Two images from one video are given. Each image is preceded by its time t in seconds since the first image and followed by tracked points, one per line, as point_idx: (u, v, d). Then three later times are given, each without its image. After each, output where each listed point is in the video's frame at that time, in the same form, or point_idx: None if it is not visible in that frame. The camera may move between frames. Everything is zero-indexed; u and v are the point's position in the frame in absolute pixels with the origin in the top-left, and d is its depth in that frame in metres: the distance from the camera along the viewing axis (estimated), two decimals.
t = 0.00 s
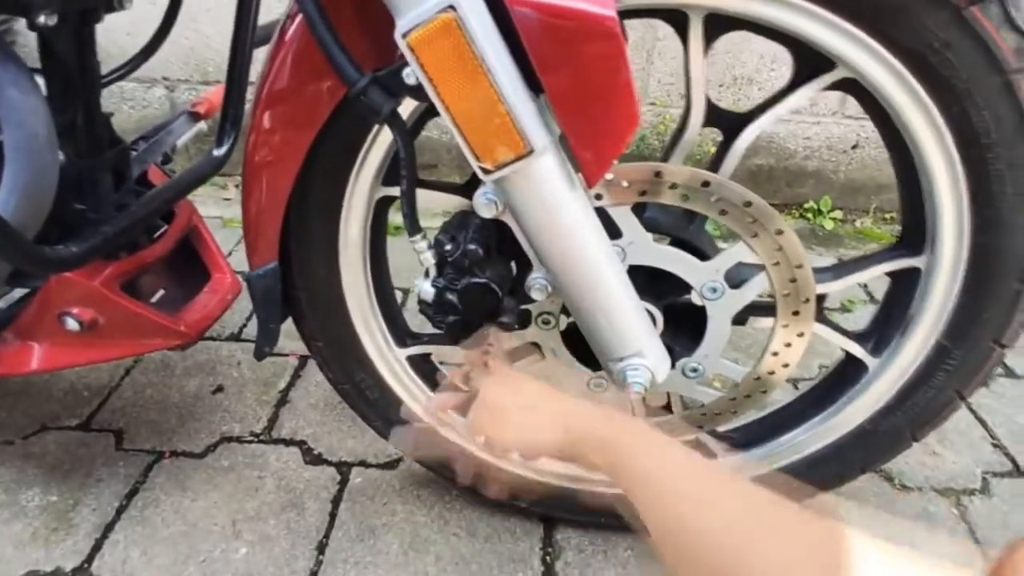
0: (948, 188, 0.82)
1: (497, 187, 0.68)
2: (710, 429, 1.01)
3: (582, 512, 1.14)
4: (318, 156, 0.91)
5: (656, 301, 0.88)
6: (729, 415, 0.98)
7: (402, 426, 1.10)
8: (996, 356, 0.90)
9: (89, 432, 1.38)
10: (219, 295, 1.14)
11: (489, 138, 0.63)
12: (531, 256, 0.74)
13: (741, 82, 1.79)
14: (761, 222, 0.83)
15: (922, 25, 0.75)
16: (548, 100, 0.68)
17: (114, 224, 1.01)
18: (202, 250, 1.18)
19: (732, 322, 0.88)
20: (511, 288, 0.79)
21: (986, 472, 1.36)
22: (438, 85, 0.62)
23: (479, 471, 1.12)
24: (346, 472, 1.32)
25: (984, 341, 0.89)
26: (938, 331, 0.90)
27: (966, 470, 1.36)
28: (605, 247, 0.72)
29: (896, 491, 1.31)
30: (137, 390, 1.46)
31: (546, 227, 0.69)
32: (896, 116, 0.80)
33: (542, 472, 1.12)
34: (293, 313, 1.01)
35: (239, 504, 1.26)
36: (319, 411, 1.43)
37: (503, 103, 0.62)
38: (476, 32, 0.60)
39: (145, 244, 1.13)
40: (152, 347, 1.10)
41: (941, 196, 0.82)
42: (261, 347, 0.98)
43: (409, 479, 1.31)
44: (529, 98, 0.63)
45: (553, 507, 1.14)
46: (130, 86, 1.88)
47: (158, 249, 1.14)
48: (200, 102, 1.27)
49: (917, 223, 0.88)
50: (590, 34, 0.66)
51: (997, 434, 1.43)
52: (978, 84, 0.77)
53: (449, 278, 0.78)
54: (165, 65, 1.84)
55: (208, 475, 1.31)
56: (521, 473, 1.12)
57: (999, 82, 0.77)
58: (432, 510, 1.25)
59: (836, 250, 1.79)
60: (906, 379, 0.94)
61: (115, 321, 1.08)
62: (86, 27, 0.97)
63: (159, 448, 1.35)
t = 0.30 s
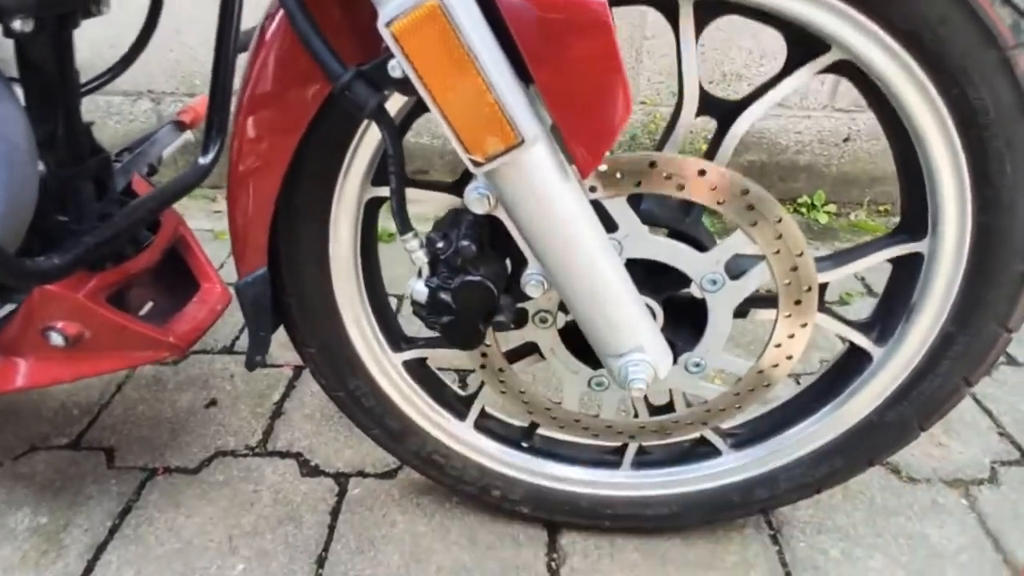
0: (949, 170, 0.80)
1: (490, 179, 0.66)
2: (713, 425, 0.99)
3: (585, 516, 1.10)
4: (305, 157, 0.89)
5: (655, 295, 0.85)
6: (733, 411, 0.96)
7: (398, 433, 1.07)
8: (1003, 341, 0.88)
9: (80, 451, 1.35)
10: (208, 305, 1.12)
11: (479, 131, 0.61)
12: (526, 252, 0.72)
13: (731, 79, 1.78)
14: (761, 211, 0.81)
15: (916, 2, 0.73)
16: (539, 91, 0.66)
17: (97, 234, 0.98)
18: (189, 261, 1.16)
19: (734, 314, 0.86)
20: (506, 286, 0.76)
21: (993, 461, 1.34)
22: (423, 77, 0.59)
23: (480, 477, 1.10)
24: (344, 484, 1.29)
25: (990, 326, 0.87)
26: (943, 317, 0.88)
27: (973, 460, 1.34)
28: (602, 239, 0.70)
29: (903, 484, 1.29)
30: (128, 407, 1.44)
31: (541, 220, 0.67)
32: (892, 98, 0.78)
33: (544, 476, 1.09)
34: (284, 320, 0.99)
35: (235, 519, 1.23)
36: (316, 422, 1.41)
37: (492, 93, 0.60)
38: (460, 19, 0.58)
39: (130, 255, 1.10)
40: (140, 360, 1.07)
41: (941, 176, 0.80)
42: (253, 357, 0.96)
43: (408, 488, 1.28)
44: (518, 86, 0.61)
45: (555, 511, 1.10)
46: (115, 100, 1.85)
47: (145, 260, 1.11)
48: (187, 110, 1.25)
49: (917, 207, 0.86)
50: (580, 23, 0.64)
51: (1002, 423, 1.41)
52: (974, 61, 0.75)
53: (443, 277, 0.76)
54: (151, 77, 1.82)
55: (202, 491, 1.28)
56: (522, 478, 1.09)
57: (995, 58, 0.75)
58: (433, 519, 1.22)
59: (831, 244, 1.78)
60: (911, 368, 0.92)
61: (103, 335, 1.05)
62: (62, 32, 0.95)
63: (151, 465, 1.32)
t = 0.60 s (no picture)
0: (920, 203, 0.81)
1: (462, 231, 0.66)
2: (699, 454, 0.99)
3: (574, 545, 1.10)
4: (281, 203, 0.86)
5: (634, 331, 0.86)
6: (715, 441, 0.97)
7: (384, 470, 1.06)
8: (980, 367, 0.89)
9: (69, 491, 1.34)
10: (191, 344, 1.12)
11: (446, 185, 0.61)
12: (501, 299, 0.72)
13: (716, 97, 1.78)
14: (733, 250, 0.82)
15: (880, 42, 0.74)
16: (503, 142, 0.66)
17: (77, 282, 0.98)
18: (171, 302, 1.15)
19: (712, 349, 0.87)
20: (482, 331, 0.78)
21: (981, 473, 1.34)
22: (388, 137, 0.60)
23: (467, 511, 1.09)
24: (334, 517, 1.28)
25: (968, 353, 0.88)
26: (919, 346, 0.89)
27: (962, 472, 1.34)
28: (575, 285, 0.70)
29: (892, 498, 1.29)
30: (116, 445, 1.43)
31: (515, 271, 0.67)
32: (862, 135, 0.79)
33: (530, 506, 1.09)
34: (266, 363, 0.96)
35: (224, 558, 1.23)
36: (306, 454, 1.39)
37: (459, 148, 0.60)
38: (422, 77, 0.58)
39: (111, 299, 1.08)
40: (124, 404, 1.07)
41: (914, 207, 0.81)
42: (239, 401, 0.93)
43: (399, 519, 1.28)
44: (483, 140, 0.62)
45: (544, 540, 1.10)
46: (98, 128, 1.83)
47: (126, 302, 1.09)
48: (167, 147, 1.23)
49: (891, 239, 0.87)
50: (542, 68, 0.65)
51: (991, 434, 1.41)
52: (939, 98, 0.76)
53: (419, 326, 0.77)
54: (136, 104, 1.81)
55: (191, 529, 1.28)
56: (511, 509, 1.09)
57: (961, 95, 0.76)
58: (425, 550, 1.22)
59: (822, 252, 1.79)
60: (891, 394, 0.93)
61: (85, 381, 1.05)
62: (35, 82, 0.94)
63: (139, 504, 1.32)
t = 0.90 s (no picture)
0: (909, 211, 0.79)
1: (438, 261, 0.63)
2: (696, 469, 0.97)
3: (572, 563, 1.06)
4: (254, 230, 0.83)
5: (622, 350, 0.84)
6: (712, 454, 0.94)
7: (375, 496, 1.03)
8: (976, 371, 0.87)
9: (51, 529, 1.30)
10: (171, 377, 1.08)
11: (420, 216, 0.60)
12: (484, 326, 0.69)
13: (698, 103, 1.77)
14: (722, 264, 0.79)
15: (862, 51, 0.72)
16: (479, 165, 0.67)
17: (44, 323, 0.97)
18: (149, 330, 1.11)
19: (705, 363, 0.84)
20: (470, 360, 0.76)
21: (980, 470, 1.32)
22: (357, 170, 0.59)
23: (463, 533, 1.06)
24: (326, 543, 1.25)
25: (963, 358, 0.86)
26: (914, 353, 0.87)
27: (961, 470, 1.31)
28: (560, 309, 0.68)
29: (892, 500, 1.26)
30: (99, 478, 1.37)
31: (497, 299, 0.65)
32: (847, 144, 0.77)
33: (526, 527, 1.06)
34: (248, 395, 0.94)
35: None
36: (295, 481, 1.34)
37: (431, 177, 0.59)
38: (390, 107, 0.57)
39: (85, 332, 1.05)
40: (101, 442, 1.04)
41: (904, 218, 0.79)
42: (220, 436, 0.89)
43: (393, 545, 1.24)
44: (458, 167, 0.61)
45: (542, 561, 1.07)
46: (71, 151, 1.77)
47: (101, 337, 1.05)
48: (138, 172, 1.19)
49: (882, 248, 0.85)
50: (512, 86, 0.65)
51: (988, 430, 1.38)
52: (925, 106, 0.74)
53: (400, 355, 0.75)
54: (109, 126, 1.75)
55: (176, 566, 1.23)
56: (507, 531, 1.06)
57: (947, 102, 0.74)
58: None
59: (810, 253, 1.77)
60: (889, 402, 0.91)
61: (59, 421, 1.01)
62: None
63: (125, 539, 1.27)
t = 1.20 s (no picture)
0: (853, 192, 0.81)
1: (386, 253, 0.66)
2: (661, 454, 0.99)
3: (548, 552, 1.08)
4: (206, 231, 0.83)
5: (579, 339, 0.85)
6: (675, 439, 0.96)
7: (347, 492, 1.04)
8: (928, 347, 0.89)
9: (26, 537, 1.27)
10: (139, 381, 1.09)
11: (361, 210, 0.62)
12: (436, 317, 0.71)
13: (665, 84, 1.78)
14: (673, 251, 0.81)
15: (798, 36, 0.74)
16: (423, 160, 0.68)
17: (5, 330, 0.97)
18: (116, 335, 1.13)
19: (661, 349, 0.86)
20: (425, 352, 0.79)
21: (946, 446, 1.33)
22: (296, 165, 0.60)
23: (436, 526, 1.07)
24: (304, 541, 1.23)
25: (914, 335, 0.88)
26: (867, 332, 0.89)
27: (928, 448, 1.33)
28: (508, 298, 0.69)
29: (862, 479, 1.27)
30: (76, 484, 1.34)
31: (444, 288, 0.67)
32: (789, 127, 0.79)
33: (497, 518, 1.07)
34: (215, 399, 0.95)
35: None
36: (271, 479, 1.33)
37: (369, 172, 0.61)
38: (324, 102, 0.58)
39: (48, 339, 1.05)
40: (69, 447, 1.04)
41: (848, 199, 0.81)
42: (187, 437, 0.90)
43: (372, 541, 1.22)
44: (396, 160, 0.62)
45: (515, 550, 1.08)
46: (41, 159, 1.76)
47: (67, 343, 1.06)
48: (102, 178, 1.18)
49: (831, 230, 0.87)
50: (468, 82, 0.67)
51: (955, 407, 1.41)
52: (862, 88, 0.76)
53: (356, 350, 0.77)
54: (78, 133, 1.74)
55: (154, 568, 1.21)
56: (479, 523, 1.07)
57: (882, 83, 0.76)
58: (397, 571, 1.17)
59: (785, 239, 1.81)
60: (845, 380, 0.92)
61: (26, 429, 1.00)
62: None
63: (102, 545, 1.24)
